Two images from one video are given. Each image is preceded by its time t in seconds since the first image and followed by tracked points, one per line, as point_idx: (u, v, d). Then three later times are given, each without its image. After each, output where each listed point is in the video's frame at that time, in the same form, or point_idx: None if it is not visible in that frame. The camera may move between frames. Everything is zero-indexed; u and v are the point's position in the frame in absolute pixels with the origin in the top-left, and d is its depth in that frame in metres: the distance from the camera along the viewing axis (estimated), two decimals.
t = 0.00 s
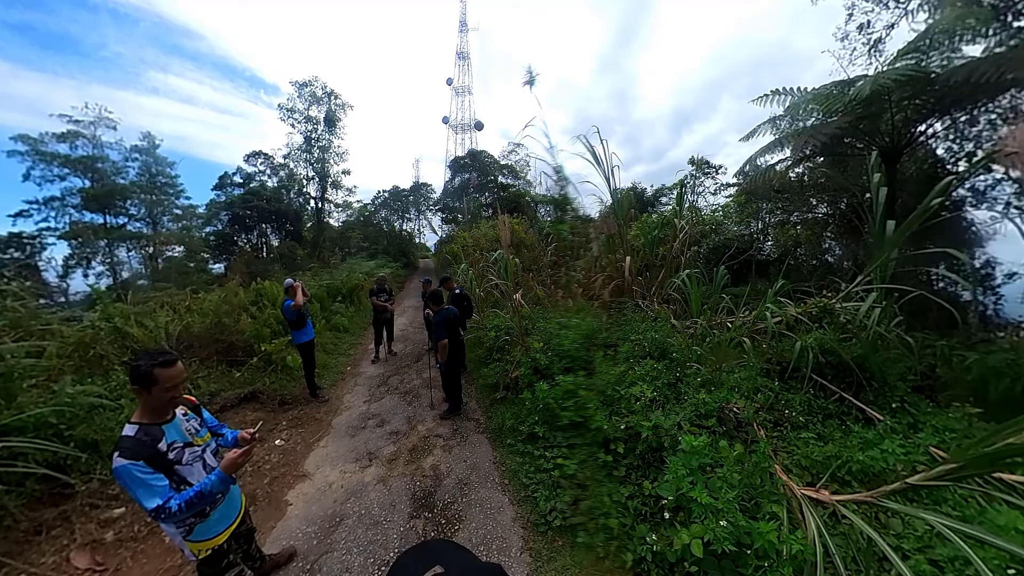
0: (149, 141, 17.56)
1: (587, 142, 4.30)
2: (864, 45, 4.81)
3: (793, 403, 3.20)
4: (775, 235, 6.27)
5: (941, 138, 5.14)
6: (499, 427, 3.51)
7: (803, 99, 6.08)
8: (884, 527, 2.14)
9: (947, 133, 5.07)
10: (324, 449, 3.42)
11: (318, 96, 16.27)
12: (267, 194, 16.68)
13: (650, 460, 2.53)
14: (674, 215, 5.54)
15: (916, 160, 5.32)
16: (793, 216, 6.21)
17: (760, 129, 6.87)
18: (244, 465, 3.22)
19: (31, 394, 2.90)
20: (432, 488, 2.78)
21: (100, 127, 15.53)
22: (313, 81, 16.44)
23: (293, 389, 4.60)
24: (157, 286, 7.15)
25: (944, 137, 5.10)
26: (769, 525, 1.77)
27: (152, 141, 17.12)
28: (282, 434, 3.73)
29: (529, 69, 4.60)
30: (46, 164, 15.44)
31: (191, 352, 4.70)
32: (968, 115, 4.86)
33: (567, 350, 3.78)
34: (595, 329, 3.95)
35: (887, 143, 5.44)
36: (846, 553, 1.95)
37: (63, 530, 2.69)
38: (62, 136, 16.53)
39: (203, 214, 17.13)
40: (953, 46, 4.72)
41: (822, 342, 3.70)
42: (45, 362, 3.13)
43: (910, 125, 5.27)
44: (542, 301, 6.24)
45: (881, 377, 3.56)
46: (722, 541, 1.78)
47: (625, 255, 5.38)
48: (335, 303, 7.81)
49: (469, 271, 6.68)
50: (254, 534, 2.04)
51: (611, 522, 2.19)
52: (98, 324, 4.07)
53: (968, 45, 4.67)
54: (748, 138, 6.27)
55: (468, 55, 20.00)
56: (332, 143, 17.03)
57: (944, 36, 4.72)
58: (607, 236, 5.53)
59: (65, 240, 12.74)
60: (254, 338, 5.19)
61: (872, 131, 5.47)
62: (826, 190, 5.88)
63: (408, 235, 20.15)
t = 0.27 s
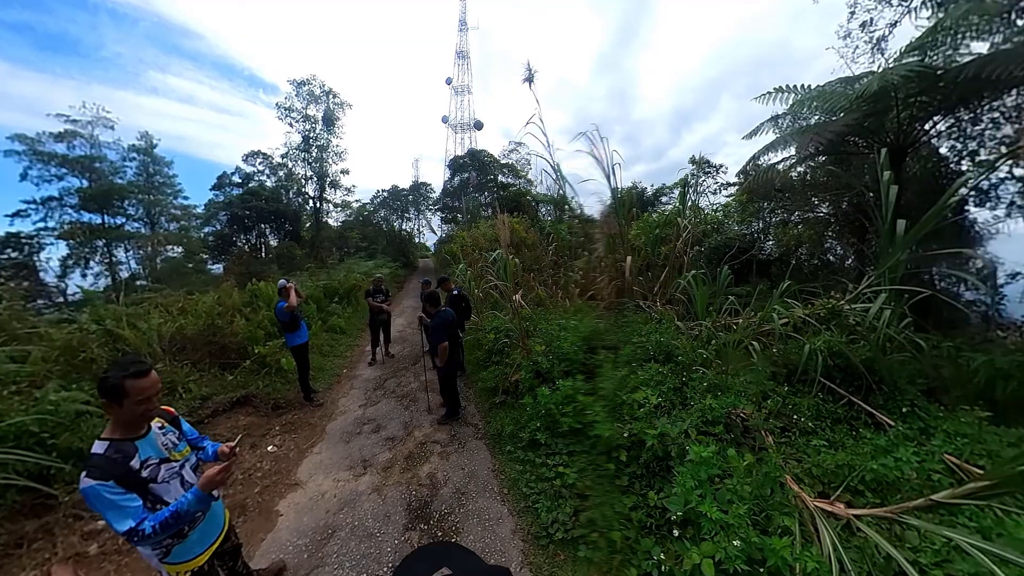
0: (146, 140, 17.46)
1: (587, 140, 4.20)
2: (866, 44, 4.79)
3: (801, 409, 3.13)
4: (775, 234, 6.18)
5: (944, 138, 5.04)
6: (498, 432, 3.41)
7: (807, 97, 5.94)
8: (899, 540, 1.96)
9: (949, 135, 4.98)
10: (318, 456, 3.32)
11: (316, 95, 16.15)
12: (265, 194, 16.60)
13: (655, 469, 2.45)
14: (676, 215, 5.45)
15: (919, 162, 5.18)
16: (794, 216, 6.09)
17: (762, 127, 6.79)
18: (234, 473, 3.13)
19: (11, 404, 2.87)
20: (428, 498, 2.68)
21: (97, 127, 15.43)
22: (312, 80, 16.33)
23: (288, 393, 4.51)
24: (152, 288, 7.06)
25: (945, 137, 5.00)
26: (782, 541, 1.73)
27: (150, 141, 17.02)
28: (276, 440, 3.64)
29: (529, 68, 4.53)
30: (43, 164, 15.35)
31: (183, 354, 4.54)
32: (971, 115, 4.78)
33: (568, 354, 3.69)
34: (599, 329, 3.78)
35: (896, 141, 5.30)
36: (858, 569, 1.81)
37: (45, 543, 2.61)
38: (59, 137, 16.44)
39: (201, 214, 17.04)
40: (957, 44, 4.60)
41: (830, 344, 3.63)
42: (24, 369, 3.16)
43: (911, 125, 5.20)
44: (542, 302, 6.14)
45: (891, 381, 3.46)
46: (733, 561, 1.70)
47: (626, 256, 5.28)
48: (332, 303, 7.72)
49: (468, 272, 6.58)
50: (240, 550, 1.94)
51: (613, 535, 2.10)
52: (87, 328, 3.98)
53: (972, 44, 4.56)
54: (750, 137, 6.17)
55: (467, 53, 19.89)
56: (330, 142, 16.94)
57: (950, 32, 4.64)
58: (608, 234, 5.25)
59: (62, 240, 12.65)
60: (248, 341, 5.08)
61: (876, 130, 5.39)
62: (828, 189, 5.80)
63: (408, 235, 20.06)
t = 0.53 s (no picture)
0: (144, 140, 17.37)
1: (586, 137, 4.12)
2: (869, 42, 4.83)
3: (805, 416, 3.17)
4: (776, 233, 6.07)
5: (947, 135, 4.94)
6: (494, 437, 3.32)
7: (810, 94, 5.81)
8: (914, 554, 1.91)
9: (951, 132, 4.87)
10: (308, 461, 3.22)
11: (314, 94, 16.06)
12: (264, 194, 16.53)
13: (655, 478, 2.40)
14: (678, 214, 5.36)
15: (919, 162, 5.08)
16: (795, 215, 5.95)
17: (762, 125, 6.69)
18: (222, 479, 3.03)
19: None
20: (420, 506, 2.59)
21: (95, 127, 15.36)
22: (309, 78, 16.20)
23: (280, 396, 4.41)
24: (145, 288, 6.94)
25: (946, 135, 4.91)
26: (791, 558, 1.73)
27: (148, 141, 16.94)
28: (266, 445, 3.54)
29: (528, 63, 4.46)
30: (40, 164, 15.23)
31: (175, 356, 4.44)
32: (974, 111, 4.71)
33: (566, 356, 3.60)
34: (597, 331, 3.78)
35: (903, 137, 5.17)
36: None
37: (26, 552, 2.52)
38: (57, 136, 16.36)
39: (199, 214, 16.95)
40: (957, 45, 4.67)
41: (836, 346, 3.56)
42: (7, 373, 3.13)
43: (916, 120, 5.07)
44: (541, 302, 6.05)
45: (898, 384, 3.38)
46: None
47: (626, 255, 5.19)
48: (329, 304, 7.63)
49: (466, 272, 6.49)
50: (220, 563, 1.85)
51: (612, 548, 2.03)
52: (75, 330, 3.88)
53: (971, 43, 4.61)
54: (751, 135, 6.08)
55: (467, 52, 19.81)
56: (328, 141, 16.85)
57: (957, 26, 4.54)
58: (608, 235, 5.04)
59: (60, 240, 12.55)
60: (241, 342, 4.98)
61: (881, 127, 5.28)
62: (829, 188, 5.63)
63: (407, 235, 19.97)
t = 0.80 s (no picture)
0: (142, 140, 17.32)
1: (585, 134, 4.08)
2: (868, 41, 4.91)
3: (805, 417, 3.15)
4: (776, 232, 6.02)
5: (947, 133, 4.98)
6: (489, 439, 3.28)
7: (809, 91, 5.74)
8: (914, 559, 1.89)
9: (951, 131, 4.93)
10: (302, 463, 3.18)
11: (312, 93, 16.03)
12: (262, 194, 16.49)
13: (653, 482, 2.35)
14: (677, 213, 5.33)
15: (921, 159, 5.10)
16: (795, 214, 5.96)
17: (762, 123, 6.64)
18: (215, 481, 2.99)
19: None
20: (413, 509, 2.55)
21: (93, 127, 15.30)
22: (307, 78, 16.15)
23: (276, 397, 4.37)
24: (142, 288, 6.89)
25: (946, 132, 4.95)
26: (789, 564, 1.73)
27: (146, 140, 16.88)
28: (260, 446, 3.50)
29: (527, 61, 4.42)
30: (37, 164, 15.16)
31: (170, 358, 4.39)
32: (975, 110, 4.78)
33: (563, 357, 3.57)
34: (594, 331, 3.87)
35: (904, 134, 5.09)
36: None
37: (17, 554, 2.47)
38: (54, 136, 16.29)
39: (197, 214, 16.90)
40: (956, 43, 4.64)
41: (837, 345, 3.51)
42: None
43: (915, 117, 5.01)
44: (539, 302, 6.02)
45: (899, 384, 3.35)
46: None
47: (624, 255, 5.15)
48: (326, 304, 7.59)
49: (463, 272, 6.45)
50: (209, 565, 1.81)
51: (611, 554, 1.98)
52: (70, 330, 3.84)
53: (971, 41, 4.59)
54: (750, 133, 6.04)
55: (465, 52, 19.80)
56: (327, 141, 16.80)
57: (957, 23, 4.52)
58: (606, 234, 5.30)
59: (57, 241, 12.49)
60: (237, 342, 4.93)
61: (881, 125, 5.22)
62: (829, 187, 5.67)
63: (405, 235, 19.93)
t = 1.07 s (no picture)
0: (141, 140, 17.29)
1: (584, 134, 4.10)
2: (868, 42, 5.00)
3: (803, 415, 3.17)
4: (775, 231, 6.10)
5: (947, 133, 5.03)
6: (489, 438, 3.30)
7: (808, 91, 5.73)
8: (911, 556, 1.91)
9: (951, 130, 4.96)
10: (302, 462, 3.20)
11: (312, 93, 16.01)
12: (262, 194, 16.51)
13: (653, 481, 2.33)
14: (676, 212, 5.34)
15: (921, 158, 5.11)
16: (795, 213, 6.02)
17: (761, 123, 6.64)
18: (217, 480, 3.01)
19: None
20: (413, 507, 2.56)
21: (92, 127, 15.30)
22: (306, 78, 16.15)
23: (276, 397, 4.38)
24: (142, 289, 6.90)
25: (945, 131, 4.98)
26: (785, 563, 1.73)
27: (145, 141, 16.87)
28: (261, 446, 3.52)
29: (526, 61, 4.42)
30: (37, 165, 15.16)
31: (171, 358, 4.41)
32: (975, 108, 4.82)
33: (562, 356, 3.58)
34: (594, 330, 3.90)
35: (903, 133, 5.15)
36: None
37: (21, 552, 2.48)
38: (53, 137, 16.28)
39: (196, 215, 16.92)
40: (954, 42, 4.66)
41: (835, 344, 3.52)
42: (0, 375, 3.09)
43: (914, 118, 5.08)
44: (538, 301, 6.03)
45: (896, 382, 3.37)
46: None
47: (623, 254, 5.18)
48: (326, 304, 7.60)
49: (463, 271, 6.46)
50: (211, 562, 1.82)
51: (607, 550, 2.05)
52: (69, 332, 3.85)
53: (968, 41, 4.61)
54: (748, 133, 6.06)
55: (465, 51, 19.81)
56: (326, 141, 16.80)
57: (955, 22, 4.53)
58: (606, 234, 5.34)
59: (57, 241, 12.50)
60: (238, 342, 4.95)
61: (880, 124, 5.25)
62: (828, 186, 5.69)
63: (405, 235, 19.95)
